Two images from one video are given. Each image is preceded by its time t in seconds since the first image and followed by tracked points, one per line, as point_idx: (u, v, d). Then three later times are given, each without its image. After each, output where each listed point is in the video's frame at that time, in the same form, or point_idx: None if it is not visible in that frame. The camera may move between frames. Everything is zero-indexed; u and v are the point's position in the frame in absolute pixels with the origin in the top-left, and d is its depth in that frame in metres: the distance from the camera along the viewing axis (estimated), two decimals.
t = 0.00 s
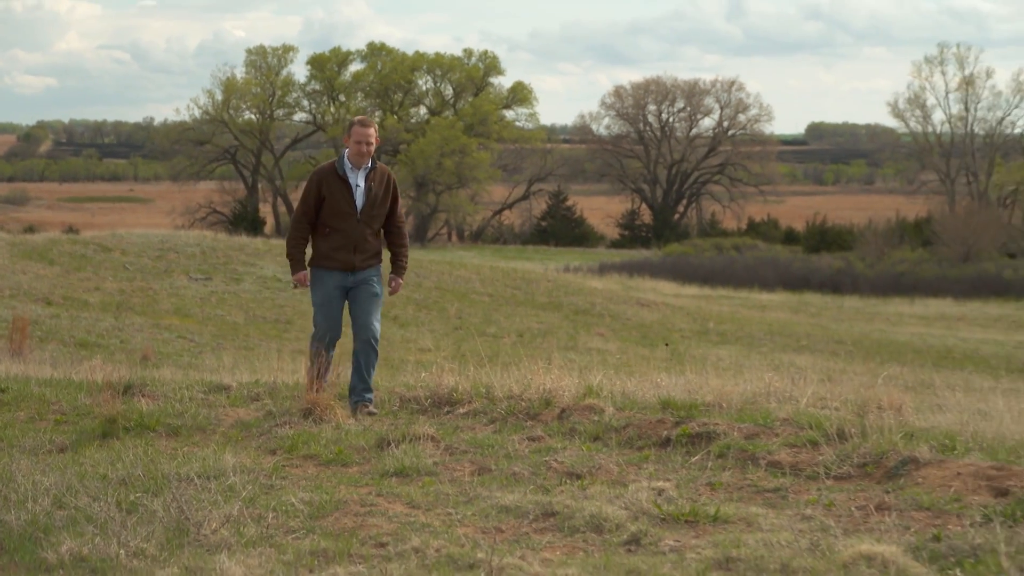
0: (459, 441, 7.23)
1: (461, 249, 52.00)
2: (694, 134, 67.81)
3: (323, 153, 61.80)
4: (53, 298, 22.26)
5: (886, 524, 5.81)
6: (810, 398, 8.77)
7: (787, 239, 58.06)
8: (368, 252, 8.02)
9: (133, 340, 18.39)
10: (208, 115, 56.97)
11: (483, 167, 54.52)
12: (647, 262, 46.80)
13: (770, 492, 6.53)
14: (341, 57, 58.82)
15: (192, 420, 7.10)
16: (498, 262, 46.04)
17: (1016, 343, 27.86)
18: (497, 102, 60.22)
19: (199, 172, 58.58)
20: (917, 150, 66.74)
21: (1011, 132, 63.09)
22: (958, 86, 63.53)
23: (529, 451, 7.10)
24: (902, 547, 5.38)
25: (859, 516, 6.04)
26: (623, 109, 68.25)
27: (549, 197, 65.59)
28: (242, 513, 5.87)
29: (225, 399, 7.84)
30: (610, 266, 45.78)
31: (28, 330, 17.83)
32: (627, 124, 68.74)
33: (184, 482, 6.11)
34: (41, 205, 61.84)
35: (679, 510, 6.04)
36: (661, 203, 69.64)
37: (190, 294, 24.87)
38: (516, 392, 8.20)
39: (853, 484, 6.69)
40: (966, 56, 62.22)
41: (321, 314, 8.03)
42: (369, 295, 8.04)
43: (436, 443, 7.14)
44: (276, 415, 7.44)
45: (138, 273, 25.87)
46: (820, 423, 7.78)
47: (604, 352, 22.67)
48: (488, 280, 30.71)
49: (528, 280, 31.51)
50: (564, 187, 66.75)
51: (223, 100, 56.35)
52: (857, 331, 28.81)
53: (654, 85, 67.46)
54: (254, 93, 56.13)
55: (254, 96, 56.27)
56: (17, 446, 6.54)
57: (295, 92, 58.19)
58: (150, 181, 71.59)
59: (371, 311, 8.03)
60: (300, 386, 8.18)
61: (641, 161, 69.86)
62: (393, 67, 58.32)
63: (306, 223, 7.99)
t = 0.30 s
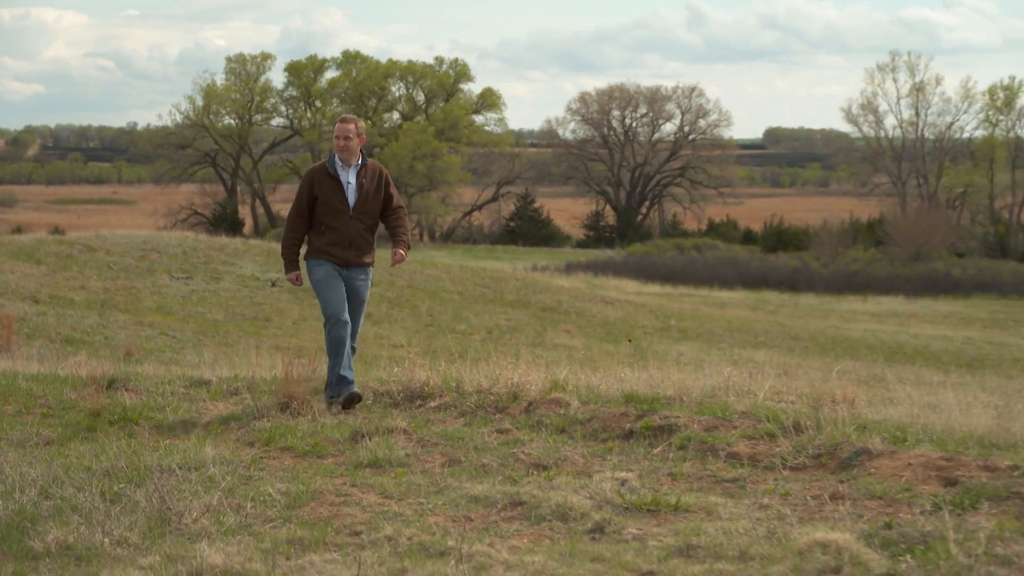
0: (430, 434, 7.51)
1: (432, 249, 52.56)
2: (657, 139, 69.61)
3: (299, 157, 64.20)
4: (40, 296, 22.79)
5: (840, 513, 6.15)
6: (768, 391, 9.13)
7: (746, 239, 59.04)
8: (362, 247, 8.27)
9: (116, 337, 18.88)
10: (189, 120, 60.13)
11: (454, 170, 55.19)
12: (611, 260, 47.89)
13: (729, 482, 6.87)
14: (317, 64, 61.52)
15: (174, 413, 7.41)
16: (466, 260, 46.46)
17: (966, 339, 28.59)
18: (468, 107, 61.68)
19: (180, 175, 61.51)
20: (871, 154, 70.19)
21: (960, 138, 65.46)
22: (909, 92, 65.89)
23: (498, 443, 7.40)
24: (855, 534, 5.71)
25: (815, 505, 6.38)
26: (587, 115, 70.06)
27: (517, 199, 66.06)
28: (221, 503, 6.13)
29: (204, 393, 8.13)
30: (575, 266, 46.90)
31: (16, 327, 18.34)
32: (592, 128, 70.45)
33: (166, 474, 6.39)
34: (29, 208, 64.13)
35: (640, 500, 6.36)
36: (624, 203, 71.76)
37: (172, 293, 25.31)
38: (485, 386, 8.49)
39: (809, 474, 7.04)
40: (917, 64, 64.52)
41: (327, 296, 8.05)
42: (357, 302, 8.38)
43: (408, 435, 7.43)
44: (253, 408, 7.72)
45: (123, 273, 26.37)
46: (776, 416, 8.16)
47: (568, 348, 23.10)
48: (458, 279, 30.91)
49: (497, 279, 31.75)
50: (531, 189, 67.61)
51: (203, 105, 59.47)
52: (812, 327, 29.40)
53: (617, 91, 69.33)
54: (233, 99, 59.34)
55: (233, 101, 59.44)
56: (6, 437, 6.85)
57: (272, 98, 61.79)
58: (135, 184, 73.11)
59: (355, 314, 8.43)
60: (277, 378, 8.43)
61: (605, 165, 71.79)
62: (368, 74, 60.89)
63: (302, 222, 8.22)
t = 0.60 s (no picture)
0: (399, 426, 7.81)
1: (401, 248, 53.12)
2: (617, 143, 71.88)
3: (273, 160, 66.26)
4: (23, 294, 22.93)
5: (793, 501, 6.52)
6: (724, 385, 9.55)
7: (704, 237, 59.99)
8: (355, 248, 8.51)
9: (98, 333, 19.14)
10: (167, 124, 62.30)
11: (422, 172, 55.70)
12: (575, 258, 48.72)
13: (686, 472, 7.23)
14: (291, 70, 63.45)
15: (152, 407, 7.70)
16: (434, 259, 46.93)
17: (914, 334, 29.36)
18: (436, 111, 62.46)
19: (160, 177, 63.77)
20: (822, 157, 72.62)
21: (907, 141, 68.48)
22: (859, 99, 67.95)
23: (464, 435, 7.71)
24: (805, 520, 6.07)
25: (767, 493, 6.75)
26: (551, 119, 71.79)
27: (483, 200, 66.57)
28: (199, 493, 6.40)
29: (182, 386, 8.43)
30: (540, 263, 47.51)
31: None
32: (555, 133, 72.34)
33: (145, 465, 6.66)
34: (12, 208, 66.08)
35: (601, 489, 6.70)
36: (586, 204, 73.56)
37: (151, 291, 25.56)
38: (452, 380, 8.81)
39: (762, 463, 7.41)
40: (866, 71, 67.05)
41: (327, 299, 8.29)
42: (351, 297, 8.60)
43: (378, 428, 7.72)
44: (229, 401, 8.00)
45: (103, 271, 26.56)
46: (732, 408, 8.53)
47: (533, 343, 23.52)
48: (426, 276, 31.22)
49: (464, 276, 32.10)
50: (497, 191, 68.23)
51: (181, 110, 61.89)
52: (767, 323, 30.03)
53: (580, 96, 71.32)
54: (210, 104, 61.80)
55: (210, 107, 61.91)
56: None
57: (248, 104, 63.74)
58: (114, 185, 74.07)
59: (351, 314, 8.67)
60: (255, 374, 8.68)
61: (567, 167, 73.53)
62: (338, 81, 61.63)
63: (295, 227, 8.42)
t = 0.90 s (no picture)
0: (365, 413, 8.13)
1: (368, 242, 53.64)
2: (575, 141, 72.72)
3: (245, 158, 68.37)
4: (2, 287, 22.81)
5: (744, 485, 6.91)
6: (677, 372, 9.99)
7: (658, 232, 60.91)
8: (345, 233, 8.71)
9: (76, 324, 19.27)
10: (143, 123, 64.51)
11: (388, 169, 56.31)
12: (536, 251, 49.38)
13: (641, 457, 7.60)
14: (262, 72, 65.68)
15: (128, 395, 8.01)
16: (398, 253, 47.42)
17: (859, 323, 30.16)
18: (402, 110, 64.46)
19: (135, 175, 65.99)
20: (771, 155, 74.69)
21: (853, 139, 70.48)
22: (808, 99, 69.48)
23: (428, 421, 8.05)
24: (754, 504, 6.46)
25: (719, 477, 7.15)
26: (512, 118, 72.63)
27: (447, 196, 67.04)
28: (173, 478, 6.68)
29: (157, 375, 8.73)
30: (501, 257, 48.03)
31: None
32: (516, 132, 73.09)
33: (121, 451, 6.95)
34: None
35: (560, 473, 7.05)
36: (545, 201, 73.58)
37: (126, 284, 25.65)
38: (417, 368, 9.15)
39: (714, 449, 7.79)
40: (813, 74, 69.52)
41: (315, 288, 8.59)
42: (351, 273, 8.76)
43: (346, 415, 8.04)
44: (203, 390, 8.31)
45: (81, 265, 26.51)
46: (685, 395, 8.95)
47: (495, 333, 23.92)
48: (392, 269, 31.52)
49: (428, 269, 32.41)
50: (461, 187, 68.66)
51: (157, 110, 64.10)
52: (718, 314, 30.68)
53: (539, 96, 72.31)
54: (184, 104, 64.01)
55: (184, 106, 64.16)
56: None
57: (220, 103, 66.05)
58: (91, 183, 75.09)
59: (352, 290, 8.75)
60: (228, 363, 8.98)
61: (528, 165, 74.11)
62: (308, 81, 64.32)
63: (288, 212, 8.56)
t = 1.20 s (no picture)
0: (330, 399, 8.45)
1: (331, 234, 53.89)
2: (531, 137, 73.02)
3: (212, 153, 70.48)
4: None
5: (693, 467, 7.31)
6: (629, 359, 10.41)
7: (611, 225, 61.74)
8: (340, 236, 8.92)
9: (50, 314, 19.29)
10: (114, 121, 64.86)
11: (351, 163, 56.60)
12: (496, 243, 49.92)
13: (595, 441, 7.97)
14: (230, 70, 66.23)
15: (99, 382, 8.33)
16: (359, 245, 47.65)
17: (805, 313, 30.97)
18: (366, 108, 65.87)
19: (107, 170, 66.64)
20: (720, 151, 76.03)
21: (799, 136, 71.44)
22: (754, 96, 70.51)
23: (389, 407, 8.38)
24: (704, 485, 6.86)
25: (668, 459, 7.55)
26: (470, 116, 73.41)
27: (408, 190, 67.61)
28: (143, 462, 6.94)
29: (128, 363, 9.04)
30: (461, 248, 48.44)
31: None
32: (474, 128, 73.95)
33: (93, 436, 7.24)
34: None
35: (516, 457, 7.42)
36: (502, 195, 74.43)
37: (99, 275, 25.58)
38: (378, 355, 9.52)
39: (665, 432, 8.20)
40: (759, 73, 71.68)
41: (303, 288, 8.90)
42: (345, 274, 8.96)
43: (311, 400, 8.35)
44: (172, 377, 8.62)
45: (54, 257, 26.34)
46: (637, 381, 9.36)
47: (455, 322, 24.26)
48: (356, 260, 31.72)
49: (390, 260, 32.64)
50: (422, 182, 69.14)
51: (128, 107, 64.16)
52: (669, 303, 31.30)
53: (496, 93, 72.74)
54: (155, 101, 64.11)
55: (155, 103, 64.21)
56: None
57: (190, 101, 66.21)
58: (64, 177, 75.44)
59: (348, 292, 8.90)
60: (197, 352, 9.27)
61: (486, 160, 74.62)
62: (274, 80, 65.78)
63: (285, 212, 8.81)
